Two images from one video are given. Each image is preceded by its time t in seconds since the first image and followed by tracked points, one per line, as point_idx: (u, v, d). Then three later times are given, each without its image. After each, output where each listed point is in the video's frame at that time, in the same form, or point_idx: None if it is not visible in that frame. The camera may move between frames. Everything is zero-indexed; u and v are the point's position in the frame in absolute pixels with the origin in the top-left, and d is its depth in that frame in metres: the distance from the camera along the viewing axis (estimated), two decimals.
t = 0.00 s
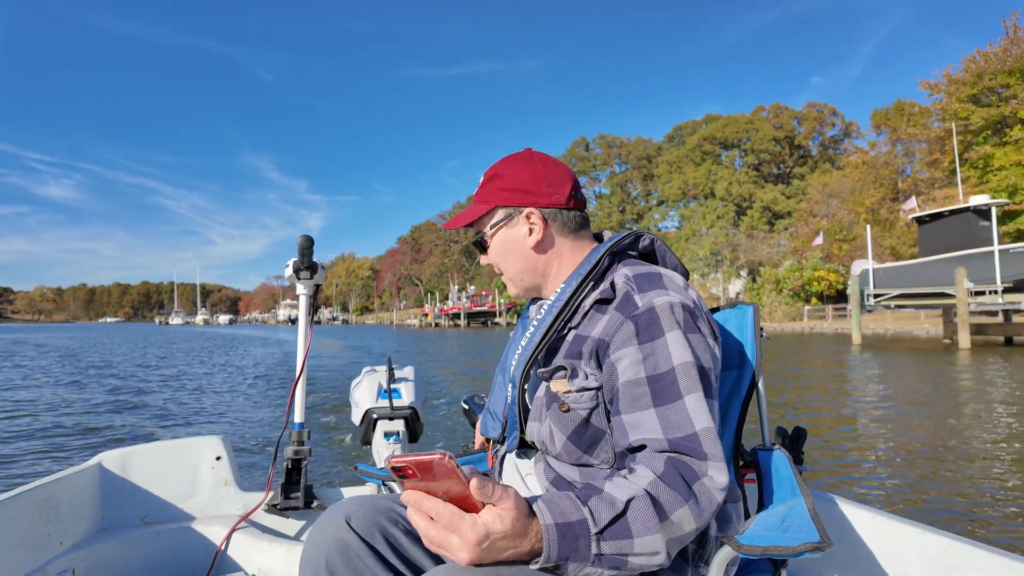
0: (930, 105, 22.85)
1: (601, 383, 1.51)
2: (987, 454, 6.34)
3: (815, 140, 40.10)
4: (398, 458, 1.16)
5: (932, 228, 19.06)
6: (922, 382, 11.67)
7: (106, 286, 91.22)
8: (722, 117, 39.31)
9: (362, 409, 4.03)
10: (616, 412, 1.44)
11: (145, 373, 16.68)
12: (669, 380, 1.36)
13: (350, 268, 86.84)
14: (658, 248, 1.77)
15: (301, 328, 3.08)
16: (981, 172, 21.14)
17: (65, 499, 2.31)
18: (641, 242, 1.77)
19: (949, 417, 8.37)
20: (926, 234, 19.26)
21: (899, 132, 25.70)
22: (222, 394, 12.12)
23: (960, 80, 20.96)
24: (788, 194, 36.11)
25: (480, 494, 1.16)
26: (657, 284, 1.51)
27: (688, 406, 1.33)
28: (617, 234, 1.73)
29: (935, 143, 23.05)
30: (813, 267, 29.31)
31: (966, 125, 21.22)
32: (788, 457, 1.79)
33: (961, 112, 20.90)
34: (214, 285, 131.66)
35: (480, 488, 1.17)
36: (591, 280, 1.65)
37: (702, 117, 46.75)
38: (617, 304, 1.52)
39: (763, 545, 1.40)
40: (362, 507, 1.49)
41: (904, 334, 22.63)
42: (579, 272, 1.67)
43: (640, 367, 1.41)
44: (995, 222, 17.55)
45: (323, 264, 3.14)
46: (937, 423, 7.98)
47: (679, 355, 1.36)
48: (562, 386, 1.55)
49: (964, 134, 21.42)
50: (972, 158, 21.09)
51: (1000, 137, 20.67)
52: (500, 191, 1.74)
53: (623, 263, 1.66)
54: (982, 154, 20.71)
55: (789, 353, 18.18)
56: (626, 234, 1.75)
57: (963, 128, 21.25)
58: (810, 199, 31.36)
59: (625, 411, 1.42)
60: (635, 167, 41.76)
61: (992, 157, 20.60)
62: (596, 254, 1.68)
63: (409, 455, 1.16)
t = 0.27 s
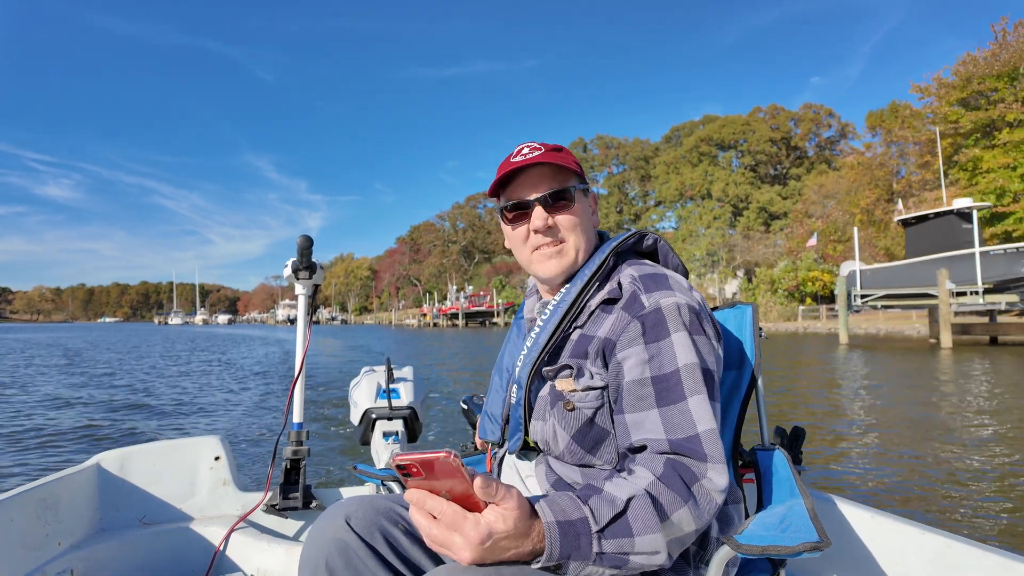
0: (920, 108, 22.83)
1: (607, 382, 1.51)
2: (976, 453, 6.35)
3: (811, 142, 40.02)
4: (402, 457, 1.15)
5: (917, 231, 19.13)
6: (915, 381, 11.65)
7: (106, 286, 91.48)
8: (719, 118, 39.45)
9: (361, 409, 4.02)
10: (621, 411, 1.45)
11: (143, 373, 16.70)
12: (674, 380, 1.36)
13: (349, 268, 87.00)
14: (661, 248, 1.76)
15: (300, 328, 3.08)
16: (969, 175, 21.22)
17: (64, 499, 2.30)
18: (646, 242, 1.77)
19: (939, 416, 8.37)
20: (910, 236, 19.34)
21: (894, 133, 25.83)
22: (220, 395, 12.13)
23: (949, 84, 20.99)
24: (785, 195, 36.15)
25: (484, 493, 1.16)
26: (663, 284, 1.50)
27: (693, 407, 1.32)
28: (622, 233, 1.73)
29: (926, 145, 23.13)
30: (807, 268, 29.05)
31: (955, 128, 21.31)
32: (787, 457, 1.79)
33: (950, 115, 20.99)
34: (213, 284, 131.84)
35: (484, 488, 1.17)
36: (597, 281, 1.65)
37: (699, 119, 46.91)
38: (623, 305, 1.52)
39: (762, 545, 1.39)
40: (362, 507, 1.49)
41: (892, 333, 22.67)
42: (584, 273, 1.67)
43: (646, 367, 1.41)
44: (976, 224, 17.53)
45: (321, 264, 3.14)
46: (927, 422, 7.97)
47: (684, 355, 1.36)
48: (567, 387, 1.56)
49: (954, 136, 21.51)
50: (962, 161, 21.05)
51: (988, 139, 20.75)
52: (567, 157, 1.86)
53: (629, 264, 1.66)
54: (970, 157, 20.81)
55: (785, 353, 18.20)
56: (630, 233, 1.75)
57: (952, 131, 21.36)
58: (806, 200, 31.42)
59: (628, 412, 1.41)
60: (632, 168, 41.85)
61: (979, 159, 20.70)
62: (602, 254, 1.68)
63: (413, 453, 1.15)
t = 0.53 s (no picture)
0: (893, 120, 23.19)
1: (596, 390, 1.51)
2: (945, 457, 6.42)
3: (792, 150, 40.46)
4: (389, 462, 1.14)
5: (886, 241, 19.31)
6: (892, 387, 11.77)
7: (87, 292, 90.15)
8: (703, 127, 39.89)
9: (347, 416, 3.99)
10: (609, 420, 1.45)
11: (124, 380, 16.50)
12: (664, 390, 1.36)
13: (335, 274, 86.50)
14: (652, 257, 1.76)
15: (285, 335, 3.05)
16: (940, 185, 21.59)
17: (42, 510, 2.26)
18: (637, 250, 1.78)
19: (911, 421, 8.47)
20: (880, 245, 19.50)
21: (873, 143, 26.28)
22: (204, 402, 11.99)
23: (921, 97, 21.38)
24: (767, 203, 36.50)
25: (472, 500, 1.16)
26: (654, 293, 1.51)
27: (682, 417, 1.33)
28: (613, 241, 1.74)
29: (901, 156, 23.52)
30: (788, 275, 29.48)
31: (928, 140, 21.70)
32: (773, 464, 1.80)
33: (923, 127, 21.41)
34: (197, 290, 130.53)
35: (473, 494, 1.16)
36: (588, 289, 1.65)
37: (684, 127, 47.36)
38: (614, 313, 1.52)
39: (748, 550, 1.39)
40: (346, 515, 1.47)
41: (869, 337, 22.91)
42: (576, 280, 1.67)
43: (636, 376, 1.41)
44: (941, 234, 17.99)
45: (307, 270, 3.12)
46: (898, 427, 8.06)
47: (675, 365, 1.37)
48: (557, 394, 1.56)
49: (927, 148, 21.88)
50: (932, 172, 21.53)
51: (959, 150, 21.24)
52: (564, 164, 1.87)
53: (620, 272, 1.66)
54: (941, 167, 21.24)
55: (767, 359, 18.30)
56: (622, 242, 1.75)
57: (925, 143, 21.78)
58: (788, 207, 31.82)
59: (618, 421, 1.42)
60: (618, 175, 42.11)
61: (950, 170, 21.14)
62: (594, 262, 1.68)
63: (403, 459, 1.14)
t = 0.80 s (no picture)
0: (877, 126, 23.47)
1: (588, 394, 1.51)
2: (923, 457, 6.52)
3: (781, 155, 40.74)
4: (386, 465, 1.14)
5: (864, 245, 19.78)
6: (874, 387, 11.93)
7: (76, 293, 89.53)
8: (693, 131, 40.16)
9: (338, 418, 3.98)
10: (602, 425, 1.45)
11: (113, 382, 16.40)
12: (658, 395, 1.36)
13: (327, 276, 86.39)
14: (645, 260, 1.77)
15: (276, 336, 3.04)
16: (920, 190, 21.93)
17: (30, 513, 2.24)
18: (629, 253, 1.78)
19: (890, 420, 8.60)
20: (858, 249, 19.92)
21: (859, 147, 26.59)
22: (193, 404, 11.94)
23: (903, 104, 21.83)
24: (755, 206, 36.81)
25: (468, 504, 1.16)
26: (648, 297, 1.51)
27: (676, 422, 1.33)
28: (605, 244, 1.74)
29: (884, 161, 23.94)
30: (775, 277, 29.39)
31: (910, 146, 22.01)
32: (764, 465, 1.81)
33: (903, 133, 21.78)
34: (187, 293, 129.74)
35: (469, 498, 1.16)
36: (580, 291, 1.65)
37: (674, 131, 47.64)
38: (607, 317, 1.52)
39: (740, 551, 1.40)
40: (339, 518, 1.47)
41: (854, 338, 23.17)
42: (568, 282, 1.67)
43: (630, 381, 1.41)
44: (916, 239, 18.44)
45: (298, 271, 3.10)
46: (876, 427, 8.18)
47: (668, 370, 1.37)
48: (548, 398, 1.56)
49: (908, 154, 22.22)
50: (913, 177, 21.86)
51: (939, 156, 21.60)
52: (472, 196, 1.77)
53: (613, 275, 1.66)
54: (922, 173, 21.56)
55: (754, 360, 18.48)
56: (614, 245, 1.75)
57: (906, 148, 22.10)
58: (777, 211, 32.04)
59: (611, 425, 1.42)
60: (609, 178, 42.41)
61: (931, 175, 21.48)
62: (585, 265, 1.68)
63: (399, 462, 1.14)
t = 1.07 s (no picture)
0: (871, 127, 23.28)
1: (583, 393, 1.51)
2: (914, 456, 6.53)
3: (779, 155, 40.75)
4: (381, 465, 1.13)
5: (852, 247, 20.22)
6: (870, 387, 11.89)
7: (78, 293, 89.75)
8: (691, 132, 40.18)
9: (338, 418, 3.98)
10: (598, 423, 1.45)
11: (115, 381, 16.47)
12: (652, 394, 1.36)
13: (328, 276, 86.45)
14: (639, 258, 1.77)
15: (277, 336, 3.04)
16: (913, 192, 21.86)
17: (30, 513, 2.25)
18: (623, 251, 1.78)
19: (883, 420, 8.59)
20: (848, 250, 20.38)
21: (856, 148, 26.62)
22: (194, 403, 11.97)
23: (896, 107, 21.83)
24: (754, 207, 36.72)
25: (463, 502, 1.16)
26: (642, 296, 1.51)
27: (669, 420, 1.34)
28: (600, 242, 1.74)
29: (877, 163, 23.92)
30: (773, 278, 29.48)
31: (903, 148, 21.91)
32: (762, 463, 1.81)
33: (896, 136, 21.75)
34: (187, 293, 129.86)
35: (463, 495, 1.16)
36: (573, 290, 1.65)
37: (673, 132, 47.66)
38: (601, 316, 1.52)
39: (738, 550, 1.40)
40: (338, 517, 1.47)
41: (851, 337, 23.17)
42: (561, 280, 1.67)
43: (623, 380, 1.41)
44: (903, 240, 18.87)
45: (298, 271, 3.10)
46: (867, 426, 8.22)
47: (662, 368, 1.37)
48: (543, 397, 1.56)
49: (900, 156, 22.13)
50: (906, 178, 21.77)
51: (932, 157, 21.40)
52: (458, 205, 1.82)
53: (607, 273, 1.66)
54: (914, 174, 21.49)
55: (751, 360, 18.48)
56: (609, 243, 1.75)
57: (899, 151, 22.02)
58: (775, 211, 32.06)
59: (606, 425, 1.42)
60: (608, 179, 42.43)
61: (924, 177, 21.41)
62: (578, 263, 1.68)
63: (394, 459, 1.14)
